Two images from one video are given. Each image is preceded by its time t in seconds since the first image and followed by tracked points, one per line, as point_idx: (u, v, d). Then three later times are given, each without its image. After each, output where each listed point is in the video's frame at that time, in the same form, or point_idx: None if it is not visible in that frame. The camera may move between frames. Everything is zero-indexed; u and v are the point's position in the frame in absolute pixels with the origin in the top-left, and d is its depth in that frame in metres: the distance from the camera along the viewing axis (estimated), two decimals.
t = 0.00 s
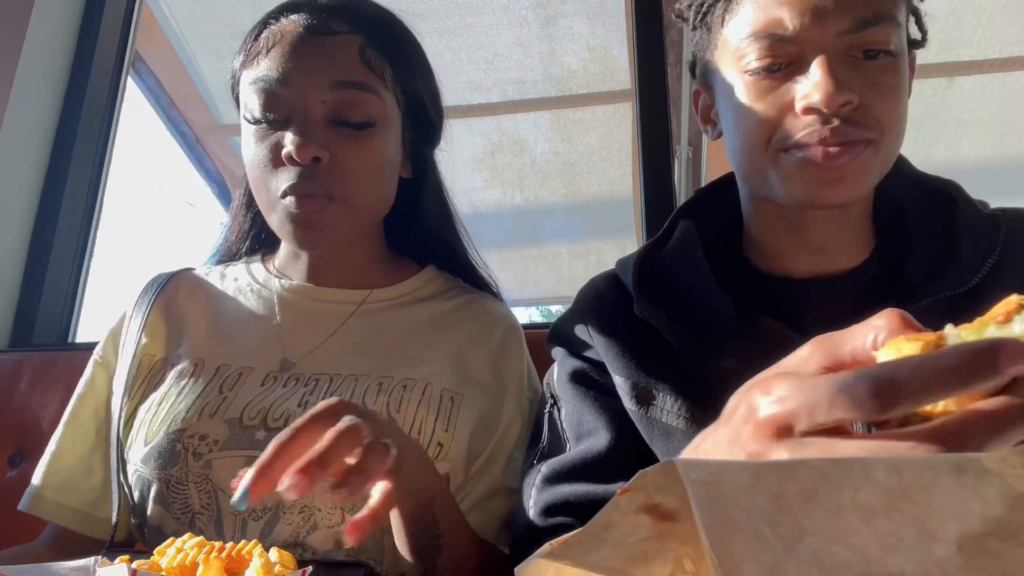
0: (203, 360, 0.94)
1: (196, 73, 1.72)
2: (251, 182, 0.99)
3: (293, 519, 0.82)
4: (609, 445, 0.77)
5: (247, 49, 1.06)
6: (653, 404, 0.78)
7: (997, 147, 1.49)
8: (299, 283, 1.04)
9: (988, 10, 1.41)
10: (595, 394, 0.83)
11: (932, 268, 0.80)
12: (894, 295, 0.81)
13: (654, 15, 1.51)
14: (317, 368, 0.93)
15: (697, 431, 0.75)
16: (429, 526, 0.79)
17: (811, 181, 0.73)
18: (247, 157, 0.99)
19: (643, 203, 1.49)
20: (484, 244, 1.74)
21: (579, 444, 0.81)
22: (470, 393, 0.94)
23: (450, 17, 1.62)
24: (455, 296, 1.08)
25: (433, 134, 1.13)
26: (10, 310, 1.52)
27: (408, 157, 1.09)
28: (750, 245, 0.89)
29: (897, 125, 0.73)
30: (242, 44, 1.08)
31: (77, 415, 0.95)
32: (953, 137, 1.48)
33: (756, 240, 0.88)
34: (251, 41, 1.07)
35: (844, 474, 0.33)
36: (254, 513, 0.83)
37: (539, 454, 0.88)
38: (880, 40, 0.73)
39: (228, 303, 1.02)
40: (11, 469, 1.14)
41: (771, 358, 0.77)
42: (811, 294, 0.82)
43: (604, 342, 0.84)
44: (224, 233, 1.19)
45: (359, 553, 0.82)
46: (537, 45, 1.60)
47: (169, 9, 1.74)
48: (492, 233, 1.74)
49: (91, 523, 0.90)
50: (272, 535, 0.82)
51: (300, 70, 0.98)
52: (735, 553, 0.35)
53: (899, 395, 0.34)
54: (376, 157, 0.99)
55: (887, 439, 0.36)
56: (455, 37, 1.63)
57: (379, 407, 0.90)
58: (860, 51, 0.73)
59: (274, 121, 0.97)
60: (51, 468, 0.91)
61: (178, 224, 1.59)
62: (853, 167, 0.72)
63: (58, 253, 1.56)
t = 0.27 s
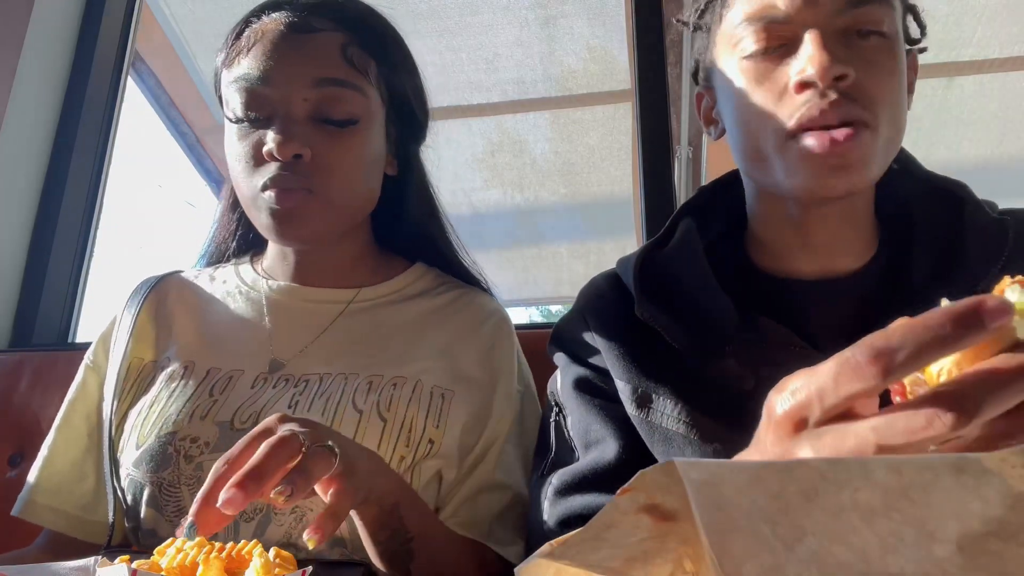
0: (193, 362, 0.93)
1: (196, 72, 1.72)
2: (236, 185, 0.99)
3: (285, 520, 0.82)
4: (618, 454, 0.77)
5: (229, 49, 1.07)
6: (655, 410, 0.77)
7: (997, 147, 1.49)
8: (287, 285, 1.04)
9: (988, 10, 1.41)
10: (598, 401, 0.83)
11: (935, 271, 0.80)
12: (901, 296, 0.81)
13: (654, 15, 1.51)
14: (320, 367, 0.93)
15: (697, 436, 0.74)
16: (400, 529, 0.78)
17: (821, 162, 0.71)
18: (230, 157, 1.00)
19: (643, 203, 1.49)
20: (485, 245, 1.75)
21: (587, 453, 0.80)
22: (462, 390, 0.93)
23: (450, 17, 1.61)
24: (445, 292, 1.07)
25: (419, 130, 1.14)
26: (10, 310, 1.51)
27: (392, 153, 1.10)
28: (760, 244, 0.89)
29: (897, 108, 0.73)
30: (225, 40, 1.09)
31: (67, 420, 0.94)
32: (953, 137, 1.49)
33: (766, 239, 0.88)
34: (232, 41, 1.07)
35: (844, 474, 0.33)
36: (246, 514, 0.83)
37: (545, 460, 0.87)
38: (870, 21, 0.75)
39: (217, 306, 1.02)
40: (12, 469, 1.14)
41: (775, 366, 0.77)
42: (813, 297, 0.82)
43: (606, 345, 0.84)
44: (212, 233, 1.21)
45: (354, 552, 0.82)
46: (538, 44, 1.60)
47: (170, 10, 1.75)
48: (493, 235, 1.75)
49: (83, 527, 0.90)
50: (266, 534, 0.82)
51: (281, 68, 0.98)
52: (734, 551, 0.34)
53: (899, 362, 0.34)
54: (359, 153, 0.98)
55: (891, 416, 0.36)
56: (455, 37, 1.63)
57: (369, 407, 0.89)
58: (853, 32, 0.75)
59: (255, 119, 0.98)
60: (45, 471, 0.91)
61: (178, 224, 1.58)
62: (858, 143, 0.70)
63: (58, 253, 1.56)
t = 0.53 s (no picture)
0: (182, 365, 0.93)
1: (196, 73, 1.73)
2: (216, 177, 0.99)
3: (277, 519, 0.82)
4: (624, 465, 0.75)
5: (212, 51, 1.07)
6: (659, 416, 0.77)
7: (998, 147, 1.49)
8: (274, 286, 1.04)
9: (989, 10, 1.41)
10: (605, 411, 0.82)
11: (946, 280, 0.79)
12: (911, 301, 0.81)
13: (655, 14, 1.51)
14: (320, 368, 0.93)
15: (700, 442, 0.74)
16: (399, 527, 0.77)
17: (788, 136, 0.74)
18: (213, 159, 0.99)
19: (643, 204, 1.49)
20: (484, 244, 1.77)
21: (593, 463, 0.79)
22: (450, 387, 0.93)
23: (450, 17, 1.61)
24: (431, 290, 1.07)
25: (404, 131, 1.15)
26: (9, 311, 1.51)
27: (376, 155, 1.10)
28: (761, 254, 0.89)
29: (862, 79, 0.76)
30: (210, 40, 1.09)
31: (55, 425, 0.94)
32: (953, 136, 1.49)
33: (767, 249, 0.88)
34: (215, 42, 1.07)
35: (844, 474, 0.34)
36: (236, 514, 0.82)
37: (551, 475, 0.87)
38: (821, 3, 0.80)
39: (203, 309, 1.02)
40: (11, 469, 1.14)
41: (781, 372, 0.77)
42: (818, 301, 0.82)
43: (607, 348, 0.84)
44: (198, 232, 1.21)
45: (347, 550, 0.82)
46: (537, 45, 1.59)
47: (170, 10, 1.76)
48: (493, 234, 1.76)
49: (76, 531, 0.90)
50: (256, 534, 0.81)
51: (264, 67, 0.98)
52: (735, 552, 0.34)
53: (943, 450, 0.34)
54: (343, 154, 0.98)
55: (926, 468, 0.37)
56: (455, 37, 1.63)
57: (357, 405, 0.88)
58: (806, 14, 0.79)
59: (239, 119, 0.97)
60: (36, 473, 0.90)
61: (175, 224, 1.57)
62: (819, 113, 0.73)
63: (58, 253, 1.56)
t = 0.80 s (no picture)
0: (173, 366, 0.93)
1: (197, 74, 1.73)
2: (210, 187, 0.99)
3: (267, 517, 0.82)
4: (626, 470, 0.75)
5: (202, 49, 1.07)
6: (656, 418, 0.77)
7: (998, 147, 1.49)
8: (265, 286, 1.03)
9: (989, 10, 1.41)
10: (604, 414, 0.82)
11: (947, 283, 0.79)
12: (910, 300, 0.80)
13: (655, 15, 1.51)
14: (316, 369, 0.92)
15: (698, 443, 0.74)
16: (387, 531, 0.76)
17: (766, 144, 0.75)
18: (203, 156, 0.99)
19: (643, 205, 1.49)
20: (484, 245, 1.76)
21: (594, 466, 0.79)
22: (440, 383, 0.93)
23: (450, 17, 1.61)
24: (422, 287, 1.07)
25: (393, 130, 1.14)
26: (9, 311, 1.51)
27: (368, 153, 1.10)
28: (757, 255, 0.89)
29: (842, 81, 0.77)
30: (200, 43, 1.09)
31: (49, 428, 0.94)
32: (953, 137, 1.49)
33: (764, 249, 0.88)
34: (205, 41, 1.07)
35: (845, 474, 0.34)
36: (226, 513, 0.82)
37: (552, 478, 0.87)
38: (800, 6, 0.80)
39: (195, 311, 1.02)
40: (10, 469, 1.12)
41: (778, 373, 0.77)
42: (815, 303, 0.82)
43: (606, 348, 0.84)
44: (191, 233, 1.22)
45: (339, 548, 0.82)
46: (537, 44, 1.60)
47: (171, 10, 1.76)
48: (492, 233, 1.75)
49: (69, 533, 0.89)
50: (246, 533, 0.81)
51: (255, 66, 0.99)
52: (735, 553, 0.34)
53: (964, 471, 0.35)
54: (334, 152, 0.98)
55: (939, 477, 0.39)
56: (455, 37, 1.63)
57: (346, 403, 0.88)
58: (785, 19, 0.80)
59: (229, 116, 0.97)
60: (28, 474, 0.90)
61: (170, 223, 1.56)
62: (795, 119, 0.74)
63: (58, 253, 1.56)
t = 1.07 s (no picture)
0: (168, 367, 0.94)
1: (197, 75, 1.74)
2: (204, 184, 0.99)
3: (261, 515, 0.81)
4: (634, 463, 0.75)
5: (202, 50, 1.07)
6: (659, 413, 0.77)
7: (998, 147, 1.48)
8: (260, 287, 1.03)
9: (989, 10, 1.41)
10: (610, 409, 0.82)
11: (949, 285, 0.79)
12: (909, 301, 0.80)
13: (656, 15, 1.52)
14: (313, 367, 0.92)
15: (700, 439, 0.73)
16: (383, 533, 0.74)
17: (751, 149, 0.76)
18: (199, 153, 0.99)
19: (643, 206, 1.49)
20: (484, 245, 1.74)
21: (599, 461, 0.80)
22: (434, 381, 0.93)
23: (450, 17, 1.61)
24: (416, 287, 1.07)
25: (388, 135, 1.14)
26: (10, 311, 1.51)
27: (362, 159, 1.10)
28: (754, 253, 0.89)
29: (827, 84, 0.77)
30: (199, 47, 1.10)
31: (45, 430, 0.94)
32: (953, 137, 1.49)
33: (760, 249, 0.88)
34: (204, 41, 1.08)
35: (845, 474, 0.33)
36: (221, 512, 0.82)
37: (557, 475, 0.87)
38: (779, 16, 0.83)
39: (190, 313, 1.02)
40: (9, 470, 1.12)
41: (780, 368, 0.77)
42: (816, 301, 0.82)
43: (612, 344, 0.84)
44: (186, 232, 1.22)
45: (334, 546, 0.82)
46: (538, 45, 1.60)
47: (170, 11, 1.76)
48: (493, 234, 1.74)
49: (64, 535, 0.89)
50: (240, 531, 0.81)
51: (253, 66, 0.99)
52: (735, 553, 0.35)
53: (978, 444, 0.36)
54: (328, 153, 0.98)
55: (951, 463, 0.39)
56: (455, 37, 1.63)
57: (339, 402, 0.88)
58: (765, 32, 0.83)
59: (226, 115, 0.97)
60: (26, 475, 0.90)
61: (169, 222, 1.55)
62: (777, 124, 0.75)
63: (58, 253, 1.56)
